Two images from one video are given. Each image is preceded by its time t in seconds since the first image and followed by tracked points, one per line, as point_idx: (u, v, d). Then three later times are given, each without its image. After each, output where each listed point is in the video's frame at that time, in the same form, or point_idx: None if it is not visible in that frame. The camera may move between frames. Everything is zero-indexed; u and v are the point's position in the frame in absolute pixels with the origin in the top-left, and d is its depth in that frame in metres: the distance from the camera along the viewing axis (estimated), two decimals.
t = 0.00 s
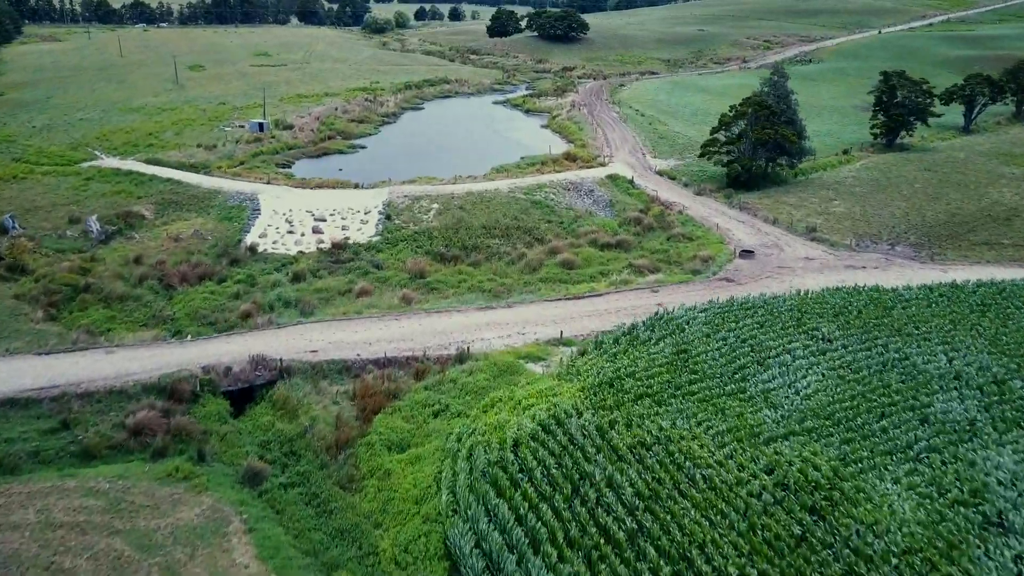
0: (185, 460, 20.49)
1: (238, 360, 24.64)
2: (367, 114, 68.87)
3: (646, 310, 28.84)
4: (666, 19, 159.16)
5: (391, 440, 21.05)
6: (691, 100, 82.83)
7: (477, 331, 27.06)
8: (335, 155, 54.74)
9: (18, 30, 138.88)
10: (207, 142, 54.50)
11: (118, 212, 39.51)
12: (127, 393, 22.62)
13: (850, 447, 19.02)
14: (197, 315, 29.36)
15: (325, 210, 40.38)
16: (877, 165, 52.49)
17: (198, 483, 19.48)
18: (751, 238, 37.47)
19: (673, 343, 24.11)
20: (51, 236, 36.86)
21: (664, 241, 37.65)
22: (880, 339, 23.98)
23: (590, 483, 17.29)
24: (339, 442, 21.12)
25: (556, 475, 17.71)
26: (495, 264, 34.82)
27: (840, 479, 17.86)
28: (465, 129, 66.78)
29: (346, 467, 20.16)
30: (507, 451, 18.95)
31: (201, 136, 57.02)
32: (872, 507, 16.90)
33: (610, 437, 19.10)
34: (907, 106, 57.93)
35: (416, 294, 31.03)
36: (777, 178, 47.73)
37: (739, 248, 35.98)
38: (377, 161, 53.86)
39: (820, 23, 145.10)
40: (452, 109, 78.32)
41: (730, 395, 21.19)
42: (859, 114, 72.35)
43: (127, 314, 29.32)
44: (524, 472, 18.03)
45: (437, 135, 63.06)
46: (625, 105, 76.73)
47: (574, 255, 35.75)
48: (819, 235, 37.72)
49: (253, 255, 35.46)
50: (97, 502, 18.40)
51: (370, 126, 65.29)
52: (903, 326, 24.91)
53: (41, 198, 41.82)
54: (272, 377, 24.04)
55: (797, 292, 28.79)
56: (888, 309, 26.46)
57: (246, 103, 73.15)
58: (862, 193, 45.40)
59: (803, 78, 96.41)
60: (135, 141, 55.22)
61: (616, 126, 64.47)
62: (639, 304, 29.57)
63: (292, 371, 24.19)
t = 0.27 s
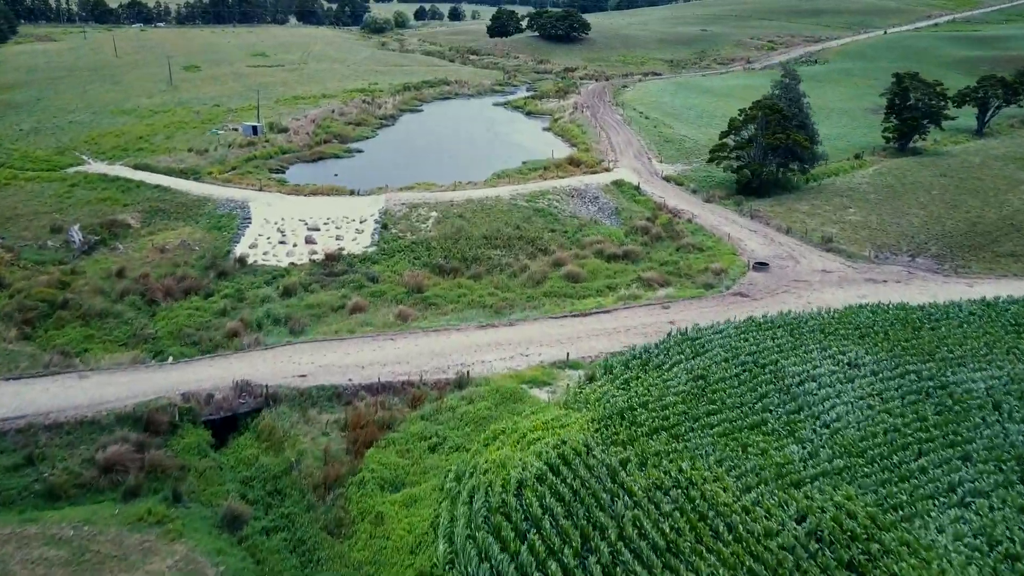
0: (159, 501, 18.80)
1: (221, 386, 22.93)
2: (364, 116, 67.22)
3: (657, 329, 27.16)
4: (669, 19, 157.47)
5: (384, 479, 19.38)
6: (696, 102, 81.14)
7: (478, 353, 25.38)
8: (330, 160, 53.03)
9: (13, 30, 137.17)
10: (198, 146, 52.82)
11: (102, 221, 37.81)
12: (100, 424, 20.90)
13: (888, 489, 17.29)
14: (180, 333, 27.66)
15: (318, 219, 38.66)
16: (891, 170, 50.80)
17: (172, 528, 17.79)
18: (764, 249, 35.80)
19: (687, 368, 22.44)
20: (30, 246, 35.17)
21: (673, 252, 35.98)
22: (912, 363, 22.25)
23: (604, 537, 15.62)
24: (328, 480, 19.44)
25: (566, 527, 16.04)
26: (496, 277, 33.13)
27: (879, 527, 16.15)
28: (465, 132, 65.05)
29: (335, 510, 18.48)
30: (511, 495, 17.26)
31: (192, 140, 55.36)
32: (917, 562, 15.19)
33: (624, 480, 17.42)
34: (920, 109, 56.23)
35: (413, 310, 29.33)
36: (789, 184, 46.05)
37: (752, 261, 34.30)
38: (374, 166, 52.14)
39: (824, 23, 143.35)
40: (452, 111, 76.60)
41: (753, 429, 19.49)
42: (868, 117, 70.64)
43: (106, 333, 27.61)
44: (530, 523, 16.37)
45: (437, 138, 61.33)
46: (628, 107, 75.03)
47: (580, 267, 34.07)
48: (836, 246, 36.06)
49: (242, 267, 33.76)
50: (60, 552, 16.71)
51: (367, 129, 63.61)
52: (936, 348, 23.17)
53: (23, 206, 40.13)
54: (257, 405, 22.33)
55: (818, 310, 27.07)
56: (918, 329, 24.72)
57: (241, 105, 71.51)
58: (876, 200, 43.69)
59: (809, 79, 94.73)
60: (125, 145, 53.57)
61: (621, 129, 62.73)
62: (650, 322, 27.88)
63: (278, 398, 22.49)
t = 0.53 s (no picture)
0: (128, 549, 17.11)
1: (201, 416, 21.21)
2: (362, 119, 65.60)
3: (669, 351, 25.47)
4: (671, 19, 155.79)
5: (377, 525, 17.70)
6: (701, 103, 79.52)
7: (478, 377, 23.69)
8: (326, 165, 51.34)
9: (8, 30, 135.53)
10: (189, 150, 51.17)
11: (84, 231, 36.13)
12: (67, 461, 19.16)
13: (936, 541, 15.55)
14: (161, 354, 25.98)
15: (311, 228, 36.97)
16: (905, 176, 49.15)
17: None
18: (779, 262, 34.16)
19: (704, 399, 20.79)
20: (8, 258, 33.48)
21: (683, 264, 34.36)
22: (950, 392, 20.51)
23: None
24: (315, 526, 17.77)
25: None
26: (497, 291, 31.48)
27: None
28: (465, 135, 63.33)
29: (321, 562, 16.83)
30: (517, 549, 15.60)
31: (184, 144, 53.70)
32: None
33: (643, 534, 15.77)
34: (934, 112, 54.57)
35: (410, 328, 27.66)
36: (800, 191, 44.43)
37: (767, 274, 32.64)
38: (371, 173, 50.40)
39: (829, 23, 141.70)
40: (452, 114, 74.88)
41: (781, 471, 17.81)
42: (878, 120, 69.00)
43: (82, 354, 25.92)
44: None
45: (436, 142, 59.61)
46: (632, 109, 73.34)
47: (585, 280, 32.40)
48: (853, 258, 34.41)
49: (230, 280, 32.10)
50: None
51: (365, 132, 61.94)
52: (972, 373, 21.44)
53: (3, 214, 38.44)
54: (240, 437, 20.62)
55: (843, 331, 25.36)
56: (952, 352, 22.97)
57: (236, 107, 69.84)
58: (893, 208, 42.01)
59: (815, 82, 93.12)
60: (114, 149, 51.90)
61: (625, 133, 61.00)
62: (661, 342, 26.19)
63: (262, 429, 20.80)
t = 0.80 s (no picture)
0: None
1: (179, 452, 19.52)
2: (359, 121, 63.96)
3: (683, 376, 23.79)
4: (674, 19, 154.14)
5: None
6: (706, 105, 77.85)
7: (480, 405, 22.01)
8: (321, 171, 49.61)
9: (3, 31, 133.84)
10: (180, 155, 49.50)
11: (66, 241, 34.47)
12: (28, 504, 17.49)
13: None
14: (140, 378, 24.31)
15: (304, 239, 35.27)
16: (920, 181, 47.51)
17: None
18: (795, 275, 32.50)
19: (725, 434, 19.10)
20: None
21: (694, 278, 32.71)
22: (996, 426, 18.67)
23: None
24: None
25: None
26: (499, 306, 29.80)
27: None
28: (464, 139, 61.56)
29: None
30: None
31: (175, 148, 52.05)
32: None
33: None
34: (949, 115, 52.91)
35: (406, 349, 25.99)
36: (813, 198, 42.76)
37: (784, 289, 30.95)
38: (367, 179, 48.62)
39: (833, 23, 140.04)
40: (451, 116, 73.14)
41: (814, 520, 16.05)
42: (888, 122, 67.35)
43: (55, 378, 24.26)
44: None
45: (434, 146, 57.84)
46: (636, 111, 71.64)
47: (592, 295, 30.74)
48: (873, 270, 32.76)
49: (217, 296, 30.44)
50: None
51: (362, 136, 60.24)
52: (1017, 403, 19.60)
53: None
54: (220, 475, 18.93)
55: (871, 355, 23.65)
56: (993, 377, 21.14)
57: (230, 110, 68.14)
58: (911, 216, 40.36)
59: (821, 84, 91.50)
60: (102, 154, 50.19)
61: (630, 137, 59.20)
62: (674, 365, 24.50)
63: (245, 466, 19.12)
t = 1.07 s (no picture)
0: None
1: (152, 494, 17.88)
2: (356, 125, 62.32)
3: (699, 404, 22.12)
4: (677, 18, 152.44)
5: None
6: (712, 107, 76.23)
7: (481, 439, 20.35)
8: (316, 177, 47.94)
9: None
10: (170, 160, 47.85)
11: (46, 254, 32.83)
12: None
13: None
14: (116, 406, 22.69)
15: (296, 250, 33.62)
16: (937, 187, 45.84)
17: None
18: (813, 290, 30.84)
19: (747, 477, 17.35)
20: None
21: (706, 292, 31.07)
22: None
23: None
24: None
25: None
26: (502, 324, 28.14)
27: None
28: (465, 142, 59.90)
29: None
30: None
31: (165, 153, 50.41)
32: None
33: None
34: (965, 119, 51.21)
35: (402, 373, 24.33)
36: (828, 205, 41.10)
37: (802, 305, 29.33)
38: (364, 185, 46.92)
39: (838, 23, 138.33)
40: (452, 118, 71.48)
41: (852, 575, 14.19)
42: (899, 125, 65.67)
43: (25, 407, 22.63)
44: None
45: (434, 151, 56.16)
46: (641, 114, 69.98)
47: (599, 311, 29.08)
48: (894, 284, 31.11)
49: (203, 313, 28.81)
50: None
51: (359, 139, 58.59)
52: None
53: None
54: (197, 520, 17.24)
55: (903, 382, 21.91)
56: None
57: (224, 112, 66.50)
58: (930, 225, 38.70)
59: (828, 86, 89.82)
60: (89, 159, 48.55)
61: (636, 140, 57.51)
62: (689, 392, 22.81)
63: (224, 510, 17.48)
